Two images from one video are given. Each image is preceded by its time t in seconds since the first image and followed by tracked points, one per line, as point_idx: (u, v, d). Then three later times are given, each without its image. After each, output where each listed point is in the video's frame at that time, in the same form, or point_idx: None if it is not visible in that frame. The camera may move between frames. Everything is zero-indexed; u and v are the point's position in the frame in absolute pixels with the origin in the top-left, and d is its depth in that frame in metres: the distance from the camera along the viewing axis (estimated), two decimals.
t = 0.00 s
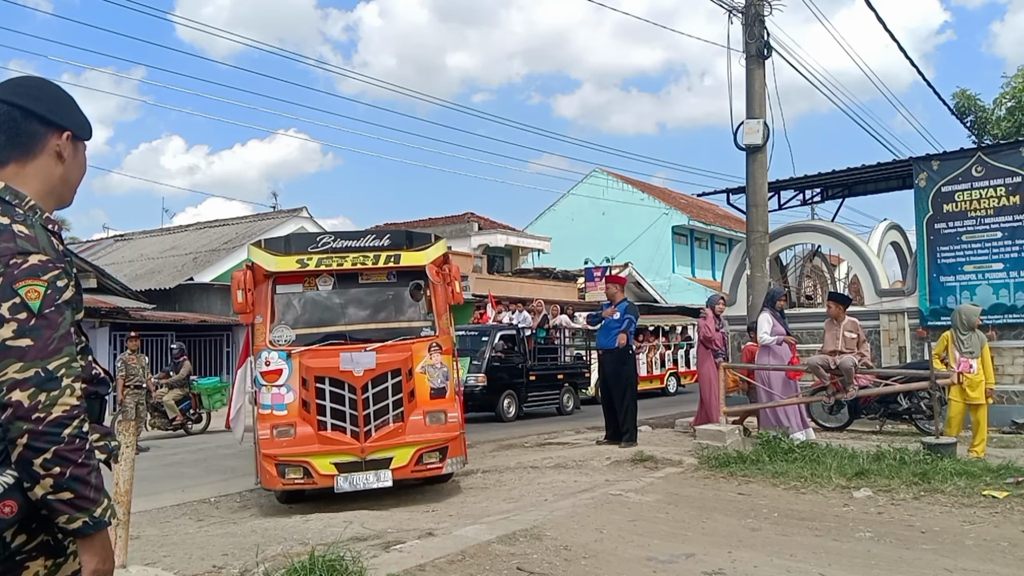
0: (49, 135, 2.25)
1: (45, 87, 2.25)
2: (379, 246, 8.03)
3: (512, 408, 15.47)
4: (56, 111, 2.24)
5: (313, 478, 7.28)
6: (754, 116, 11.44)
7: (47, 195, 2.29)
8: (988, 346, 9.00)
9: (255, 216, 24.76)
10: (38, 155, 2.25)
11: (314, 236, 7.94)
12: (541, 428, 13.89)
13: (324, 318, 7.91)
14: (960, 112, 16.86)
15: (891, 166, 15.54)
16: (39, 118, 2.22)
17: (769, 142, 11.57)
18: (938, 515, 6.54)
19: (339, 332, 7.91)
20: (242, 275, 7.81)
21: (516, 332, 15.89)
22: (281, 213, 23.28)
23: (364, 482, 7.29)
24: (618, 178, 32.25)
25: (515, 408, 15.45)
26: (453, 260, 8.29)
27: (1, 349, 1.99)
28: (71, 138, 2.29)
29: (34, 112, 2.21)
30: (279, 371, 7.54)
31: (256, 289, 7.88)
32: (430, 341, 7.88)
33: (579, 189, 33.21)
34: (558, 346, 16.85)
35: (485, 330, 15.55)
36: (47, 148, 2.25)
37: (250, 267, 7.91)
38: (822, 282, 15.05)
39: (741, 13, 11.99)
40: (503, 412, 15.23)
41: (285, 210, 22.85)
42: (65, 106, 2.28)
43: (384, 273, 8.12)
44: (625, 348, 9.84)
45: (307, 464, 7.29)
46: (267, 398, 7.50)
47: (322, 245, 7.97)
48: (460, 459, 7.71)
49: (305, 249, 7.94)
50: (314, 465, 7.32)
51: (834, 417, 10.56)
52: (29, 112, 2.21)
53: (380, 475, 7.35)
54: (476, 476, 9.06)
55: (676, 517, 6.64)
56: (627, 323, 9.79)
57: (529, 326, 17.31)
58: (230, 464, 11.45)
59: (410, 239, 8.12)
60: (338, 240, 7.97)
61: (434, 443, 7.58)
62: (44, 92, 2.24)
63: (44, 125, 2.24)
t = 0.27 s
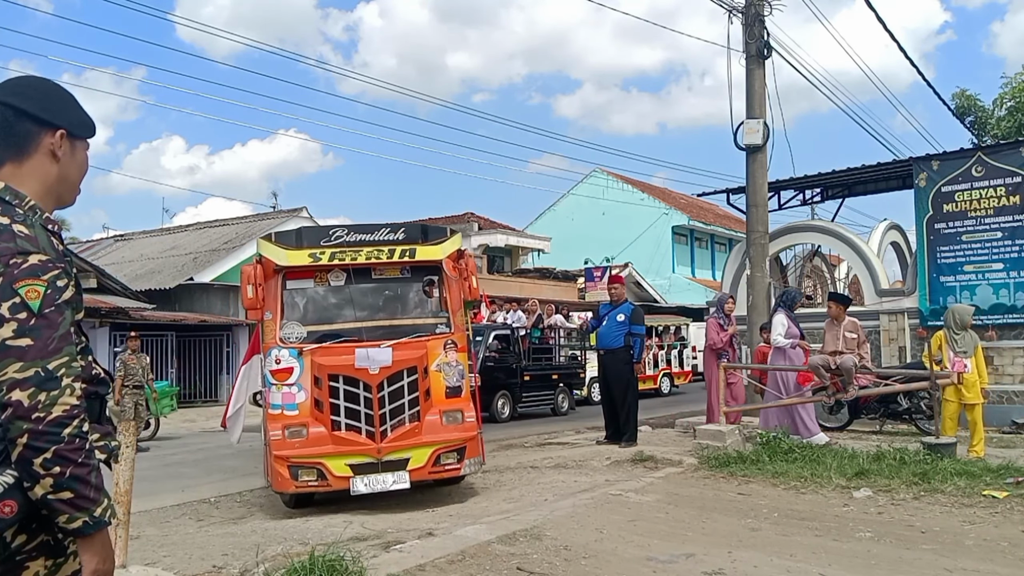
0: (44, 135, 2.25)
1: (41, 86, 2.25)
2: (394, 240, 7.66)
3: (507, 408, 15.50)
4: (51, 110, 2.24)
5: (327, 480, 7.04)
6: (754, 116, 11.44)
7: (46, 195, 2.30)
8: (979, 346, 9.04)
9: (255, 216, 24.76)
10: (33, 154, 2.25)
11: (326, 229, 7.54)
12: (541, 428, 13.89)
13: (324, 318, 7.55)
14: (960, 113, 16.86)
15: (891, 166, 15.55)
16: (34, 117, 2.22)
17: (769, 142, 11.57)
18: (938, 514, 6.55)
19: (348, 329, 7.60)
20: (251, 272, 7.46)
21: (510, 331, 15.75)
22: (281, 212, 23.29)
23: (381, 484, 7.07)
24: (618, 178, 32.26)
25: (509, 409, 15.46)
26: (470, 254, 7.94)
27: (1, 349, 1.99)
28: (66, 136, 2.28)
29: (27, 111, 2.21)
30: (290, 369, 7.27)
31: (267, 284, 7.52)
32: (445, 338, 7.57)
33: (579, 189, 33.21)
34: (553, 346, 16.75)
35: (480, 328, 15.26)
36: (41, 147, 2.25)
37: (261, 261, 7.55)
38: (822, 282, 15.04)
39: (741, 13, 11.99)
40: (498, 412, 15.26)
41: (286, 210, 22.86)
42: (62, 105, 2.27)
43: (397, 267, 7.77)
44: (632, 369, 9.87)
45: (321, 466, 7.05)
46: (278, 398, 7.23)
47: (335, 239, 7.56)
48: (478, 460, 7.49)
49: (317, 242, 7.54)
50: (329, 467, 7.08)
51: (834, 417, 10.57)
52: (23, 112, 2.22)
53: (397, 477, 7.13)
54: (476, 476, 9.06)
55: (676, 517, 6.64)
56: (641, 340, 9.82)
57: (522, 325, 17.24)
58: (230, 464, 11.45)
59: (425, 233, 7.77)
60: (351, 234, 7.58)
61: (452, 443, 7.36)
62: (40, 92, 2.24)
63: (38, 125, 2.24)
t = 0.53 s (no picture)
0: (41, 134, 2.25)
1: (39, 86, 2.24)
2: (411, 232, 7.55)
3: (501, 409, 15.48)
4: (47, 109, 2.24)
5: (344, 481, 6.82)
6: (754, 116, 11.44)
7: (47, 194, 2.30)
8: (979, 346, 9.02)
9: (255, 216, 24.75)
10: (31, 155, 2.26)
11: (342, 221, 7.43)
12: (540, 428, 13.89)
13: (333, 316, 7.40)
14: (960, 113, 16.86)
15: (891, 166, 15.55)
16: (29, 117, 2.22)
17: (769, 142, 11.57)
18: (938, 515, 6.55)
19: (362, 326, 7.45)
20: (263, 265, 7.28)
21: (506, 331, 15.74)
22: (281, 212, 23.29)
23: (400, 484, 6.87)
24: (618, 179, 32.26)
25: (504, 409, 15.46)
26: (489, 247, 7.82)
27: (1, 348, 2.00)
28: (63, 135, 2.27)
29: (23, 112, 2.21)
30: (302, 366, 7.14)
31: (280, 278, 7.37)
32: (462, 335, 7.51)
33: (579, 189, 33.21)
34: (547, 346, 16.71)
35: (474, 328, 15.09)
36: (39, 147, 2.25)
37: (273, 253, 7.41)
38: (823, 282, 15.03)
39: (741, 13, 11.99)
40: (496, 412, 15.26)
41: (285, 210, 22.86)
42: (61, 105, 2.27)
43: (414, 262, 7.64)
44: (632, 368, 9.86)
45: (337, 466, 6.84)
46: (290, 397, 7.09)
47: (351, 231, 7.45)
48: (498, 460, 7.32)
49: (333, 234, 7.43)
50: (345, 467, 6.87)
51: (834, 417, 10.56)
52: (19, 112, 2.22)
53: (417, 477, 6.93)
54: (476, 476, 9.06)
55: (677, 517, 6.64)
56: (644, 340, 9.83)
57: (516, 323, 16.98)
58: (230, 464, 11.45)
59: (443, 227, 7.66)
60: (367, 225, 7.48)
61: (472, 443, 7.19)
62: (36, 91, 2.24)
63: (34, 125, 2.24)
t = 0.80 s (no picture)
0: (40, 135, 2.25)
1: (37, 86, 2.24)
2: (434, 225, 7.29)
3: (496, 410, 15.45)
4: (45, 109, 2.23)
5: (366, 482, 6.58)
6: (754, 116, 11.44)
7: (48, 194, 2.30)
8: (987, 345, 8.99)
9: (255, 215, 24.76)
10: (31, 156, 2.26)
11: (363, 212, 7.12)
12: (540, 428, 13.90)
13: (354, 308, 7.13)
14: (960, 113, 16.87)
15: (891, 166, 15.55)
16: (28, 117, 2.22)
17: (769, 142, 11.57)
18: (937, 514, 6.55)
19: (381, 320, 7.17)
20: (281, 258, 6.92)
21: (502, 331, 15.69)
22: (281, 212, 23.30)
23: (425, 485, 6.64)
24: (617, 179, 32.27)
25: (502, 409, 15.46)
26: (513, 241, 7.55)
27: (3, 349, 1.99)
28: (62, 135, 2.27)
29: (21, 112, 2.21)
30: (320, 363, 6.86)
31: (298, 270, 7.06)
32: (485, 332, 7.26)
33: (579, 189, 33.23)
34: (543, 346, 16.71)
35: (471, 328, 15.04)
36: (38, 148, 2.25)
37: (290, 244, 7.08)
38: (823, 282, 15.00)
39: (741, 13, 11.99)
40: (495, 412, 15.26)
41: (285, 210, 22.86)
42: (60, 105, 2.26)
43: (434, 256, 7.38)
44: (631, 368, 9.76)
45: (359, 467, 6.59)
46: (307, 394, 6.82)
47: (372, 223, 7.14)
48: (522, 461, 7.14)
49: (354, 225, 7.10)
50: (368, 468, 6.62)
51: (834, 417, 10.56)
52: (18, 113, 2.22)
53: (441, 478, 6.71)
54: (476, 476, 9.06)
55: (677, 517, 6.64)
56: (641, 337, 9.73)
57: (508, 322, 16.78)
58: (230, 464, 11.45)
59: (465, 220, 7.44)
60: (389, 218, 7.18)
61: (497, 443, 6.99)
62: (35, 91, 2.23)
63: (33, 125, 2.24)
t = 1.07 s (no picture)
0: (39, 135, 2.25)
1: (36, 86, 2.24)
2: (459, 212, 7.05)
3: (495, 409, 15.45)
4: (43, 110, 2.23)
5: (391, 475, 6.38)
6: (754, 116, 11.44)
7: (49, 195, 2.30)
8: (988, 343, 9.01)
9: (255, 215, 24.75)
10: (31, 157, 2.26)
11: (386, 197, 6.88)
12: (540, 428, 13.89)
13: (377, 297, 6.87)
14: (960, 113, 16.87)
15: (891, 166, 15.55)
16: (27, 118, 2.22)
17: (769, 142, 11.57)
18: (937, 514, 6.56)
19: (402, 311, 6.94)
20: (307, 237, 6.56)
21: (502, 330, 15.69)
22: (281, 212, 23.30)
23: (452, 478, 6.45)
24: (618, 179, 32.27)
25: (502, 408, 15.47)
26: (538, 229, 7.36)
27: (5, 349, 1.99)
28: (61, 136, 2.27)
29: (20, 113, 2.21)
30: (341, 352, 6.62)
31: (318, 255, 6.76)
32: (508, 323, 7.12)
33: (579, 189, 33.23)
34: (539, 347, 16.71)
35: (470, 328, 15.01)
36: (38, 149, 2.26)
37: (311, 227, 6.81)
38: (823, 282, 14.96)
39: (741, 13, 11.99)
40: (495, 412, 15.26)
41: (286, 210, 22.86)
42: (60, 105, 2.26)
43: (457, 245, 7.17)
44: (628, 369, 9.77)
45: (383, 459, 6.38)
46: (327, 384, 6.56)
47: (395, 208, 6.90)
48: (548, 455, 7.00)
49: (377, 210, 6.85)
50: (393, 460, 6.41)
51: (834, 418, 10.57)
52: (17, 114, 2.22)
53: (468, 471, 6.53)
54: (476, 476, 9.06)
55: (677, 517, 6.64)
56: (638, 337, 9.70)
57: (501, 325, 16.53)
58: (230, 464, 11.46)
59: (490, 208, 7.19)
60: (413, 203, 6.94)
61: (524, 436, 6.85)
62: (35, 91, 2.23)
63: (32, 126, 2.23)
